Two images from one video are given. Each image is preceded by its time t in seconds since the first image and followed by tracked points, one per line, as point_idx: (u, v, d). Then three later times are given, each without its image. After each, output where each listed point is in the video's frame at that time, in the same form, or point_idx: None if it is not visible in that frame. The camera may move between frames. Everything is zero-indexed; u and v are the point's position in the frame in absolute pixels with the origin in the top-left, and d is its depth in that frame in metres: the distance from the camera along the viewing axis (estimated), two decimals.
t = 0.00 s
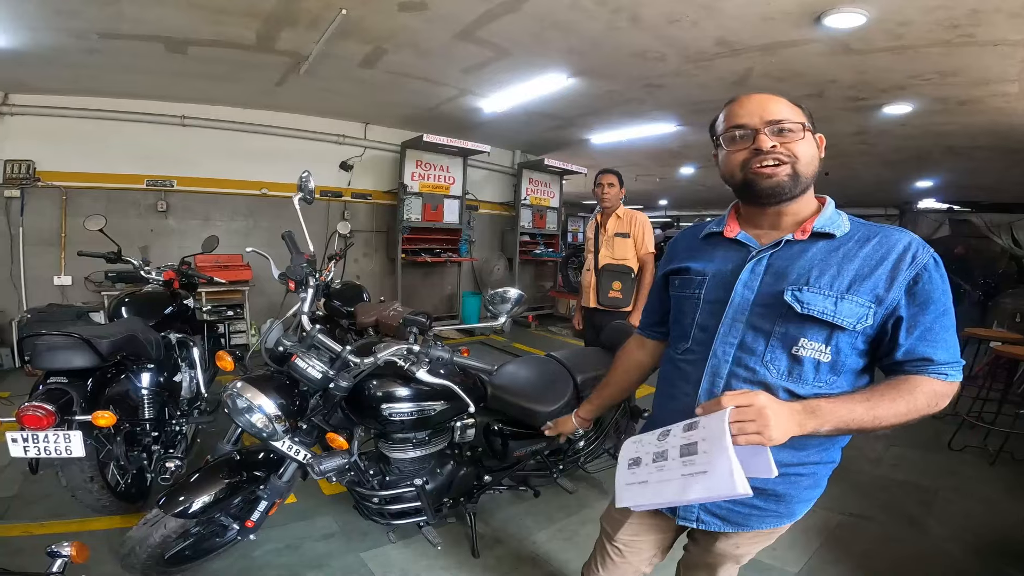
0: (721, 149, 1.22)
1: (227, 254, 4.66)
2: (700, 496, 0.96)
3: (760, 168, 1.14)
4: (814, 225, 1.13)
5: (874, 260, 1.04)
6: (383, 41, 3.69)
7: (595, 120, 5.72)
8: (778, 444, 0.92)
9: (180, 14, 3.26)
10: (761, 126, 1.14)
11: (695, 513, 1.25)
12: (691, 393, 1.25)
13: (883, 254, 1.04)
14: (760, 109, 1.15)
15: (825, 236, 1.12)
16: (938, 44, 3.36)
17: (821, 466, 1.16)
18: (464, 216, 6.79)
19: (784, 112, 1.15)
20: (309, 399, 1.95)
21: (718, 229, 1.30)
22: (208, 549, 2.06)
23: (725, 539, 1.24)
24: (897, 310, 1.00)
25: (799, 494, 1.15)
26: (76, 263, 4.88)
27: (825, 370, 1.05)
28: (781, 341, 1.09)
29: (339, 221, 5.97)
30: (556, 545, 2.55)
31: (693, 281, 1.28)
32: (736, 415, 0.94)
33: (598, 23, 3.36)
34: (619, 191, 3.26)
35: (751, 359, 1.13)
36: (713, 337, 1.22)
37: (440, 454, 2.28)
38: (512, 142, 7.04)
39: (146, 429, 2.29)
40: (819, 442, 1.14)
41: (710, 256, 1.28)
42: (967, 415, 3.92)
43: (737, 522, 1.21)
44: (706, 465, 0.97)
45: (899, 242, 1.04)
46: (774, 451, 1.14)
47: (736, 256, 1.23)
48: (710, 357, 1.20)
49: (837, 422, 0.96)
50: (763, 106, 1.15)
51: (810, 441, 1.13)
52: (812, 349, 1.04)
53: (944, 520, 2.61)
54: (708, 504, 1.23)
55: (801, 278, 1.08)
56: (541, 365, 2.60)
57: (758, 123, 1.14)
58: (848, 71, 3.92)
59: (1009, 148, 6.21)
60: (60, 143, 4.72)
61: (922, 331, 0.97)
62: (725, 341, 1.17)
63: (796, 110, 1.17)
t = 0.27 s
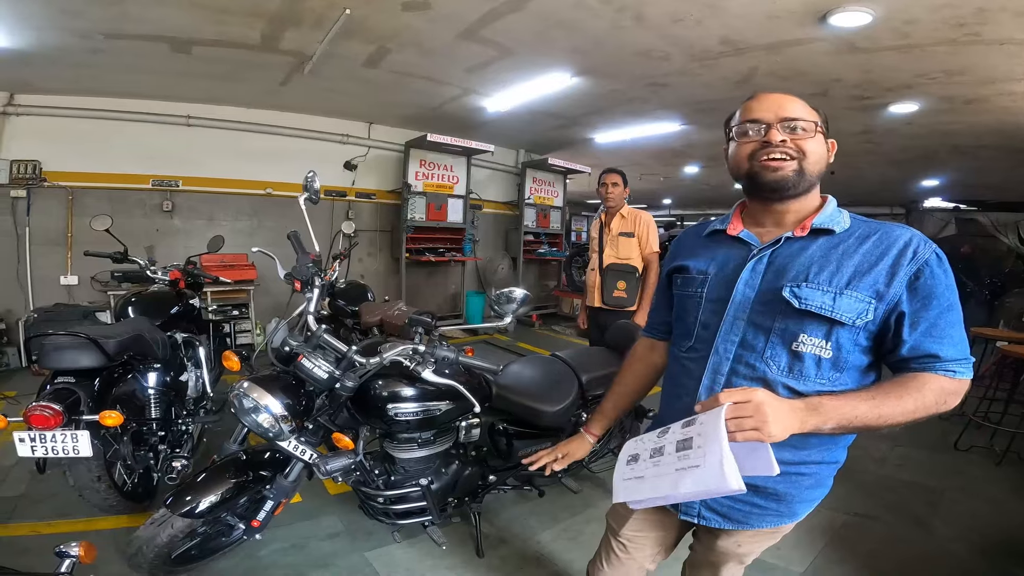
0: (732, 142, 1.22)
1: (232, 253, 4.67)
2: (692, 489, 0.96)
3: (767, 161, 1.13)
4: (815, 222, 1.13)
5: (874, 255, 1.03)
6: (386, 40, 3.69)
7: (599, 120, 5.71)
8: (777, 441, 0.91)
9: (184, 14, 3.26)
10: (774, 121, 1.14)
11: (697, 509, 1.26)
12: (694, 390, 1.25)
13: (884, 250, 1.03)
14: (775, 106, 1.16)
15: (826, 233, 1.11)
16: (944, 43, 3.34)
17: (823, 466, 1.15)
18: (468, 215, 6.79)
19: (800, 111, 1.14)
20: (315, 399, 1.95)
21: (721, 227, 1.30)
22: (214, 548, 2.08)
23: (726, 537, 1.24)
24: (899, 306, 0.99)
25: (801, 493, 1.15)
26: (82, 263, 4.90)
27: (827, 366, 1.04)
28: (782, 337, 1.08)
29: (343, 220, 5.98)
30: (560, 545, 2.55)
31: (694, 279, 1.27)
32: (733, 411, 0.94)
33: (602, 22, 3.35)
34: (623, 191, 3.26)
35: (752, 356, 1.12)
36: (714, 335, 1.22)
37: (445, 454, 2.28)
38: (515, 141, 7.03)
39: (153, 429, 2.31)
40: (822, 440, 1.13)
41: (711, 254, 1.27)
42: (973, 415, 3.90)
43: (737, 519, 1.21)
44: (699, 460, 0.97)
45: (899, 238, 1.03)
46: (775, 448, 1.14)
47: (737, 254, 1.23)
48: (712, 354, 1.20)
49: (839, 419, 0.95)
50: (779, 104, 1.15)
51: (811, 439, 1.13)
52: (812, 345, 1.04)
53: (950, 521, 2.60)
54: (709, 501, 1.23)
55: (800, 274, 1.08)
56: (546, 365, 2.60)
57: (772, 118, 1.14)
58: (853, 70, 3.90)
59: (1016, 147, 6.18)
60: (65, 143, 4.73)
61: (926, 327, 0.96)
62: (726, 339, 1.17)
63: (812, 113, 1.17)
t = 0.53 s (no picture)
0: (733, 147, 1.21)
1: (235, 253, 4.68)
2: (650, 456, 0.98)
3: (771, 167, 1.13)
4: (816, 221, 1.13)
5: (875, 253, 1.03)
6: (388, 40, 3.69)
7: (601, 119, 5.71)
8: (769, 433, 0.90)
9: (187, 14, 3.27)
10: (775, 125, 1.13)
11: (702, 505, 1.26)
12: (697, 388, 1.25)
13: (884, 247, 1.03)
14: (775, 109, 1.15)
15: (827, 231, 1.11)
16: (947, 42, 3.34)
17: (827, 463, 1.15)
18: (470, 215, 6.80)
19: (799, 113, 1.14)
20: (319, 398, 1.96)
21: (725, 227, 1.30)
22: (217, 548, 2.09)
23: (731, 534, 1.24)
24: (900, 303, 0.98)
25: (805, 490, 1.15)
26: (86, 263, 4.91)
27: (829, 363, 1.03)
28: (784, 335, 1.08)
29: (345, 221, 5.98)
30: (564, 545, 2.54)
31: (698, 278, 1.28)
32: (723, 402, 0.94)
33: (604, 22, 3.35)
34: (626, 190, 3.25)
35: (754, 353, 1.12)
36: (717, 333, 1.22)
37: (448, 453, 2.29)
38: (517, 141, 7.03)
39: (157, 428, 2.32)
40: (826, 438, 1.13)
41: (715, 253, 1.28)
42: (977, 415, 3.90)
43: (742, 516, 1.21)
44: (670, 435, 0.99)
45: (900, 235, 1.03)
46: (778, 445, 1.14)
47: (740, 253, 1.23)
48: (714, 352, 1.20)
49: (836, 414, 0.95)
50: (777, 107, 1.14)
51: (815, 436, 1.13)
52: (813, 342, 1.04)
53: (954, 520, 2.60)
54: (714, 498, 1.24)
55: (801, 272, 1.08)
56: (549, 365, 2.60)
57: (772, 122, 1.13)
58: (855, 69, 3.90)
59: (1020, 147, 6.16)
60: (69, 144, 4.75)
61: (928, 323, 0.95)
62: (729, 337, 1.17)
63: (810, 113, 1.16)
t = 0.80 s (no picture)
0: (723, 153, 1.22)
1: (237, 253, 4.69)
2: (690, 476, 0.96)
3: (760, 173, 1.14)
4: (826, 221, 1.13)
5: (887, 253, 1.03)
6: (390, 40, 3.70)
7: (603, 119, 5.71)
8: (785, 433, 0.90)
9: (189, 14, 3.27)
10: (755, 131, 1.13)
11: (710, 503, 1.26)
12: (706, 385, 1.25)
13: (896, 247, 1.03)
14: (754, 113, 1.14)
15: (839, 231, 1.11)
16: (950, 41, 3.33)
17: (837, 461, 1.15)
18: (472, 215, 6.80)
19: (779, 113, 1.13)
20: (321, 397, 1.96)
21: (733, 225, 1.30)
22: (219, 547, 2.09)
23: (738, 532, 1.23)
24: (912, 302, 0.98)
25: (814, 488, 1.15)
26: (88, 263, 4.92)
27: (841, 361, 1.03)
28: (796, 333, 1.08)
29: (347, 220, 5.99)
30: (566, 545, 2.54)
31: (708, 276, 1.27)
32: (742, 403, 0.93)
33: (606, 21, 3.35)
34: (628, 189, 3.25)
35: (765, 351, 1.12)
36: (726, 331, 1.22)
37: (450, 452, 2.28)
38: (519, 141, 7.03)
39: (159, 427, 2.31)
40: (836, 436, 1.13)
41: (725, 251, 1.27)
42: (980, 414, 3.89)
43: (750, 514, 1.21)
44: (701, 448, 0.97)
45: (912, 235, 1.03)
46: (789, 443, 1.14)
47: (750, 251, 1.22)
48: (724, 350, 1.20)
49: (850, 413, 0.95)
50: (756, 111, 1.14)
51: (826, 434, 1.13)
52: (826, 340, 1.04)
53: (958, 520, 2.59)
54: (723, 496, 1.23)
55: (813, 270, 1.08)
56: (552, 364, 2.59)
57: (752, 128, 1.13)
58: (858, 68, 3.89)
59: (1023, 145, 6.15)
60: (71, 144, 4.76)
61: (939, 322, 0.95)
62: (739, 334, 1.17)
63: (791, 110, 1.15)
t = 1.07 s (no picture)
0: (733, 150, 1.21)
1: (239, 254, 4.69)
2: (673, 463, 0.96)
3: (768, 175, 1.13)
4: (825, 221, 1.12)
5: (884, 251, 1.03)
6: (391, 40, 3.70)
7: (604, 119, 5.70)
8: (791, 434, 0.90)
9: (190, 15, 3.28)
10: (772, 131, 1.12)
11: (713, 504, 1.26)
12: (707, 387, 1.24)
13: (894, 245, 1.03)
14: (773, 113, 1.13)
15: (836, 231, 1.11)
16: (951, 40, 3.32)
17: (840, 461, 1.15)
18: (473, 215, 6.80)
19: (799, 115, 1.12)
20: (322, 398, 1.96)
21: (731, 228, 1.30)
22: (221, 548, 2.10)
23: (742, 533, 1.23)
24: (911, 300, 0.98)
25: (818, 488, 1.15)
26: (91, 264, 4.93)
27: (841, 360, 1.03)
28: (795, 333, 1.08)
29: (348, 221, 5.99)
30: (567, 545, 2.54)
31: (708, 277, 1.27)
32: (746, 405, 0.93)
33: (606, 21, 3.35)
34: (628, 189, 3.25)
35: (765, 351, 1.12)
36: (727, 332, 1.22)
37: (452, 452, 2.28)
38: (520, 141, 7.04)
39: (161, 428, 2.32)
40: (838, 436, 1.13)
41: (724, 253, 1.27)
42: (983, 414, 3.88)
43: (755, 515, 1.20)
44: (694, 442, 0.97)
45: (909, 233, 1.03)
46: (791, 443, 1.14)
47: (749, 252, 1.23)
48: (725, 351, 1.20)
49: (851, 412, 0.94)
50: (776, 111, 1.13)
51: (828, 434, 1.13)
52: (825, 340, 1.03)
53: (960, 520, 2.59)
54: (726, 497, 1.23)
55: (812, 270, 1.08)
56: (553, 364, 2.59)
57: (769, 128, 1.12)
58: (859, 67, 3.88)
59: None
60: (73, 145, 4.77)
61: (939, 320, 0.95)
62: (740, 334, 1.17)
63: (812, 113, 1.13)
